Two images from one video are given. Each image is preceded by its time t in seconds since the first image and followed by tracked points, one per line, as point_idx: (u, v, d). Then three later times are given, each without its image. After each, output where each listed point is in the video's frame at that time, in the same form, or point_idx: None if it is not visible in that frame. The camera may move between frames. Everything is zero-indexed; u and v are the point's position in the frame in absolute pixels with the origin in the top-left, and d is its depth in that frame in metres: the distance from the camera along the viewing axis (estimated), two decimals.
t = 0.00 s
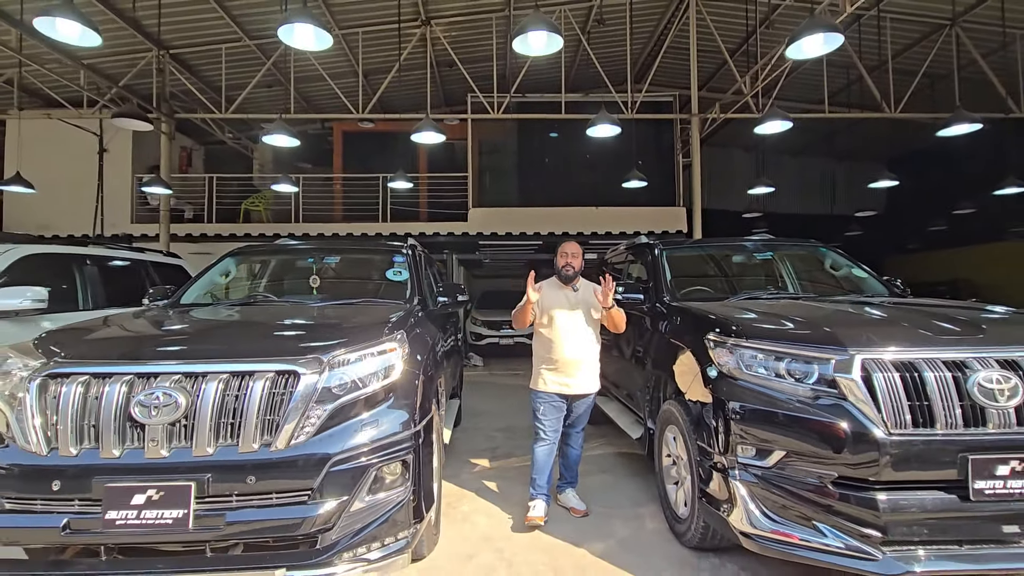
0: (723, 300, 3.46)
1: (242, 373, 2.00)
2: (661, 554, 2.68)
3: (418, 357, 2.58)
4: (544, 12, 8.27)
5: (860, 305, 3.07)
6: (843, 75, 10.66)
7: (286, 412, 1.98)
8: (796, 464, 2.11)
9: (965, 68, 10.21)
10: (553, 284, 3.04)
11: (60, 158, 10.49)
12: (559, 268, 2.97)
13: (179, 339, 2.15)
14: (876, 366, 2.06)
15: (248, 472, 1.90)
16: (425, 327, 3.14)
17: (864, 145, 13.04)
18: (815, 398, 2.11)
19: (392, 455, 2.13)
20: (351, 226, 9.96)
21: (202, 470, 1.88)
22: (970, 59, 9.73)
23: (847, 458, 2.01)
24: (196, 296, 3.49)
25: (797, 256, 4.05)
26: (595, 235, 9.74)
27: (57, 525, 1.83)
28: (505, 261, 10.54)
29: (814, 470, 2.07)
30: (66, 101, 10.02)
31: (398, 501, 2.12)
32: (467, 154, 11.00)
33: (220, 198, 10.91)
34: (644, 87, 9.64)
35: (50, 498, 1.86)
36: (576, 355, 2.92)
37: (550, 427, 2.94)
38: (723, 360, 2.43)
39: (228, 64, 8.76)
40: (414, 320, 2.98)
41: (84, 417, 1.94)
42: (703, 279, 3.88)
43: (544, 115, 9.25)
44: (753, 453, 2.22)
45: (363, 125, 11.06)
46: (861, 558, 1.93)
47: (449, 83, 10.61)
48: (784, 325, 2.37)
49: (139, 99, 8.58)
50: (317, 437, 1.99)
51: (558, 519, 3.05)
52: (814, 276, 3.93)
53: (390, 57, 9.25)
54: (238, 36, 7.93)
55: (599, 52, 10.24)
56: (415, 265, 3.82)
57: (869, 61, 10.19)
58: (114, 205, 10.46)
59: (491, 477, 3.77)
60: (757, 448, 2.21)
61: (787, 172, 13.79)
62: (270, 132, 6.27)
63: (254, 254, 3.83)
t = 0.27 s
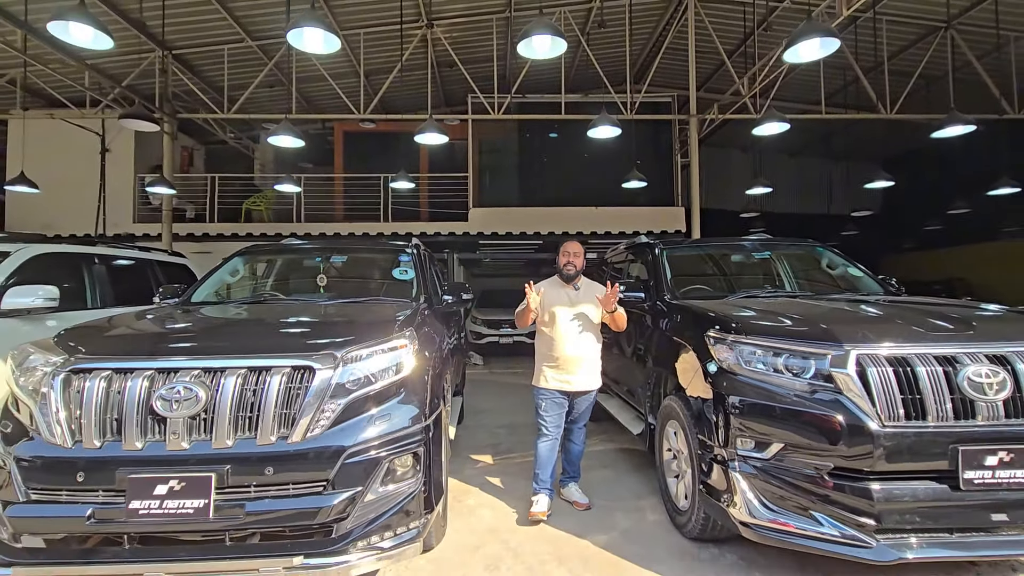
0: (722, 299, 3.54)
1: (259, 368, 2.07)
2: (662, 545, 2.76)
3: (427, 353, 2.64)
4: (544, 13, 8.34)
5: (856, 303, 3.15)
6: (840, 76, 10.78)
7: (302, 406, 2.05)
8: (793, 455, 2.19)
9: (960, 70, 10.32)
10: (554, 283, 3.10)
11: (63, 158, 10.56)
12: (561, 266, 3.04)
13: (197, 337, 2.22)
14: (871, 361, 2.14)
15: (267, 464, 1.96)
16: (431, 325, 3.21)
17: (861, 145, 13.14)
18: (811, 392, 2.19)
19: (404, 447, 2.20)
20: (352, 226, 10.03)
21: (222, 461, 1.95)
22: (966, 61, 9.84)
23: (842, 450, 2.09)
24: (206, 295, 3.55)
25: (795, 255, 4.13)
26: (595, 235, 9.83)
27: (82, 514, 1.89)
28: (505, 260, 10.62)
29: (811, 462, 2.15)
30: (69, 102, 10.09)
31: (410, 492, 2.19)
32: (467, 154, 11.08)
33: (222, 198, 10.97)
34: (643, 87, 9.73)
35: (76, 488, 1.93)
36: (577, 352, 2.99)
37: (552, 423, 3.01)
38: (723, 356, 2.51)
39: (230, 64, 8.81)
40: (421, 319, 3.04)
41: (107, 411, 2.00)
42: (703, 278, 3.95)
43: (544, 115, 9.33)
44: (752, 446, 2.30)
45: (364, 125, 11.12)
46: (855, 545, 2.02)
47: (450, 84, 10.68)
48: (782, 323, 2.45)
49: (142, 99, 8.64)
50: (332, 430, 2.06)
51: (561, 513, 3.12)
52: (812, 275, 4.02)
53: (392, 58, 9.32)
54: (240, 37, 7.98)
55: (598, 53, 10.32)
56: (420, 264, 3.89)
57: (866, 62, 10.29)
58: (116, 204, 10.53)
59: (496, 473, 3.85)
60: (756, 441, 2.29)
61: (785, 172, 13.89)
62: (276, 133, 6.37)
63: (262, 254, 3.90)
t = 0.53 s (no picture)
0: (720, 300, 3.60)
1: (270, 367, 2.13)
2: (661, 541, 2.82)
3: (431, 354, 2.71)
4: (544, 15, 8.42)
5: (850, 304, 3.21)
6: (838, 78, 10.86)
7: (312, 405, 2.12)
8: (789, 453, 2.26)
9: (958, 71, 10.39)
10: (553, 285, 3.17)
11: (66, 159, 10.65)
12: (559, 268, 3.10)
13: (209, 337, 2.28)
14: (863, 360, 2.21)
15: (278, 460, 2.03)
16: (435, 325, 3.27)
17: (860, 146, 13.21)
18: (806, 391, 2.25)
19: (410, 445, 2.26)
20: (353, 226, 10.09)
21: (234, 458, 2.01)
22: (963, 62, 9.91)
23: (836, 447, 2.15)
24: (213, 296, 3.62)
25: (792, 257, 4.20)
26: (594, 235, 9.90)
27: (99, 509, 1.95)
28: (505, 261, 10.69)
29: (805, 459, 2.22)
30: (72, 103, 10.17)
31: (416, 488, 2.25)
32: (468, 155, 11.14)
33: (223, 199, 11.04)
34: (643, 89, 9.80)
35: (93, 484, 1.99)
36: (575, 353, 3.04)
37: (552, 423, 3.07)
38: (720, 356, 2.57)
39: (232, 66, 8.87)
40: (425, 320, 3.10)
41: (123, 409, 2.07)
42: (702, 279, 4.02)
43: (544, 117, 9.40)
44: (749, 443, 2.36)
45: (365, 127, 11.19)
46: (847, 539, 2.08)
47: (450, 85, 10.76)
48: (778, 324, 2.51)
49: (146, 101, 8.70)
50: (341, 428, 2.12)
51: (562, 510, 3.18)
52: (808, 276, 4.08)
53: (393, 60, 9.39)
54: (243, 39, 8.05)
55: (598, 54, 10.39)
56: (423, 266, 3.95)
57: (863, 63, 10.38)
58: (119, 205, 10.60)
59: (497, 471, 3.91)
60: (752, 439, 2.35)
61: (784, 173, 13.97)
62: (279, 136, 6.44)
63: (267, 255, 3.96)
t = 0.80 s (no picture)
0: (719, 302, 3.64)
1: (276, 369, 2.18)
2: (659, 539, 2.87)
3: (434, 355, 2.75)
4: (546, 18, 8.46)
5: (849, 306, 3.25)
6: (840, 79, 10.90)
7: (316, 405, 2.16)
8: (784, 452, 2.30)
9: (959, 72, 10.41)
10: (548, 286, 3.19)
11: (72, 161, 10.73)
12: (553, 269, 3.11)
13: (216, 340, 2.33)
14: (857, 362, 2.25)
15: (283, 459, 2.08)
16: (437, 327, 3.32)
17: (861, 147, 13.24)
18: (800, 391, 2.30)
19: (412, 443, 2.31)
20: (355, 227, 10.15)
21: (242, 457, 2.06)
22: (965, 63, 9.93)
23: (829, 447, 2.20)
24: (219, 297, 3.69)
25: (791, 258, 4.24)
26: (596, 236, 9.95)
27: (110, 506, 2.00)
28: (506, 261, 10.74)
29: (800, 458, 2.26)
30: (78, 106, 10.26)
31: (418, 487, 2.30)
32: (470, 156, 11.20)
33: (227, 200, 11.12)
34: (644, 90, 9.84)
35: (104, 482, 2.04)
36: (568, 356, 3.08)
37: (549, 425, 3.11)
38: (717, 357, 2.62)
39: (236, 68, 8.93)
40: (427, 321, 3.15)
41: (133, 409, 2.12)
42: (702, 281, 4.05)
43: (546, 119, 9.44)
44: (745, 443, 2.41)
45: (368, 128, 11.24)
46: (841, 537, 2.13)
47: (452, 86, 10.82)
48: (774, 325, 2.55)
49: (150, 103, 8.77)
50: (346, 427, 2.17)
51: (562, 509, 3.23)
52: (806, 278, 4.12)
53: (395, 62, 9.45)
54: (247, 42, 8.11)
55: (599, 56, 10.43)
56: (426, 268, 4.00)
57: (864, 64, 10.40)
58: (124, 206, 10.69)
59: (498, 471, 3.97)
60: (748, 439, 2.40)
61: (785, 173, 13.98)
62: (283, 139, 6.51)
63: (272, 258, 4.02)
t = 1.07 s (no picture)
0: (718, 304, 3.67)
1: (280, 371, 2.23)
2: (657, 539, 2.90)
3: (435, 357, 2.80)
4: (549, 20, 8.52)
5: (847, 308, 3.27)
6: (844, 80, 10.90)
7: (319, 406, 2.21)
8: (779, 454, 2.33)
9: (964, 72, 10.39)
10: (540, 287, 3.23)
11: (80, 164, 10.86)
12: (546, 271, 3.17)
13: (222, 342, 2.38)
14: (851, 364, 2.29)
15: (287, 459, 2.13)
16: (439, 329, 3.37)
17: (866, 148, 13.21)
18: (795, 393, 2.33)
19: (413, 444, 2.35)
20: (359, 229, 10.22)
21: (246, 457, 2.11)
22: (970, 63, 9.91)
23: (823, 448, 2.23)
24: (225, 300, 3.76)
25: (791, 260, 4.27)
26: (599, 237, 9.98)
27: (119, 505, 2.05)
28: (510, 263, 10.78)
29: (795, 459, 2.29)
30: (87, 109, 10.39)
31: (418, 486, 2.35)
32: (473, 158, 11.27)
33: (232, 202, 11.23)
34: (647, 92, 9.87)
35: (113, 481, 2.09)
36: (560, 357, 3.10)
37: (543, 427, 3.13)
38: (715, 359, 2.65)
39: (242, 72, 9.03)
40: (428, 323, 3.20)
41: (141, 410, 2.18)
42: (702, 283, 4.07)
43: (549, 121, 9.49)
44: (741, 444, 2.44)
45: (372, 131, 11.32)
46: (835, 537, 2.16)
47: (456, 89, 10.89)
48: (771, 328, 2.59)
49: (158, 106, 8.88)
50: (348, 427, 2.22)
51: (562, 509, 3.26)
52: (806, 280, 4.15)
53: (399, 65, 9.53)
54: (253, 45, 8.19)
55: (602, 58, 10.48)
56: (428, 270, 4.05)
57: (868, 65, 10.40)
58: (131, 208, 10.81)
59: (499, 471, 4.01)
60: (744, 440, 2.43)
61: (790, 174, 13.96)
62: (288, 143, 6.58)
63: (276, 261, 4.08)
